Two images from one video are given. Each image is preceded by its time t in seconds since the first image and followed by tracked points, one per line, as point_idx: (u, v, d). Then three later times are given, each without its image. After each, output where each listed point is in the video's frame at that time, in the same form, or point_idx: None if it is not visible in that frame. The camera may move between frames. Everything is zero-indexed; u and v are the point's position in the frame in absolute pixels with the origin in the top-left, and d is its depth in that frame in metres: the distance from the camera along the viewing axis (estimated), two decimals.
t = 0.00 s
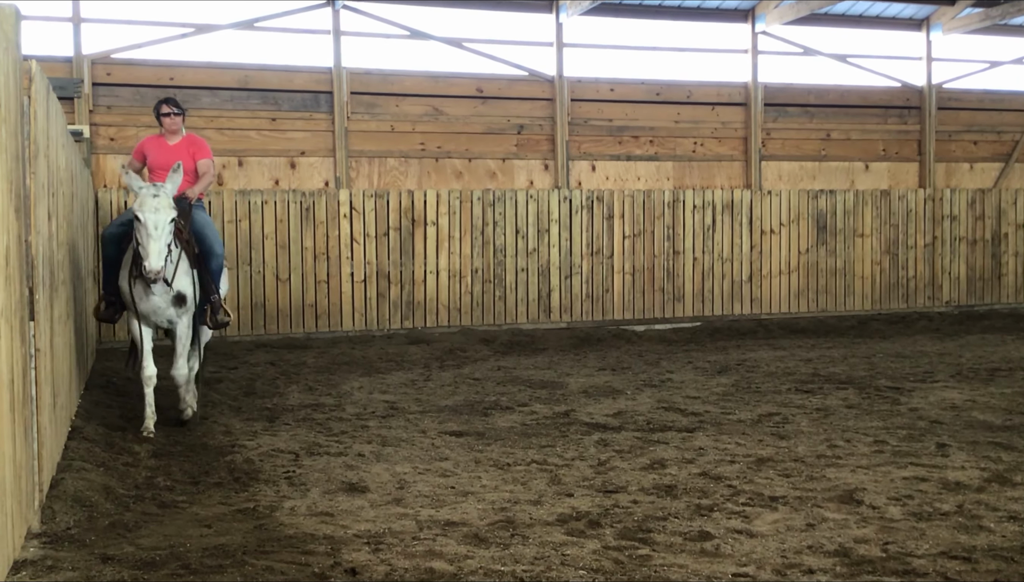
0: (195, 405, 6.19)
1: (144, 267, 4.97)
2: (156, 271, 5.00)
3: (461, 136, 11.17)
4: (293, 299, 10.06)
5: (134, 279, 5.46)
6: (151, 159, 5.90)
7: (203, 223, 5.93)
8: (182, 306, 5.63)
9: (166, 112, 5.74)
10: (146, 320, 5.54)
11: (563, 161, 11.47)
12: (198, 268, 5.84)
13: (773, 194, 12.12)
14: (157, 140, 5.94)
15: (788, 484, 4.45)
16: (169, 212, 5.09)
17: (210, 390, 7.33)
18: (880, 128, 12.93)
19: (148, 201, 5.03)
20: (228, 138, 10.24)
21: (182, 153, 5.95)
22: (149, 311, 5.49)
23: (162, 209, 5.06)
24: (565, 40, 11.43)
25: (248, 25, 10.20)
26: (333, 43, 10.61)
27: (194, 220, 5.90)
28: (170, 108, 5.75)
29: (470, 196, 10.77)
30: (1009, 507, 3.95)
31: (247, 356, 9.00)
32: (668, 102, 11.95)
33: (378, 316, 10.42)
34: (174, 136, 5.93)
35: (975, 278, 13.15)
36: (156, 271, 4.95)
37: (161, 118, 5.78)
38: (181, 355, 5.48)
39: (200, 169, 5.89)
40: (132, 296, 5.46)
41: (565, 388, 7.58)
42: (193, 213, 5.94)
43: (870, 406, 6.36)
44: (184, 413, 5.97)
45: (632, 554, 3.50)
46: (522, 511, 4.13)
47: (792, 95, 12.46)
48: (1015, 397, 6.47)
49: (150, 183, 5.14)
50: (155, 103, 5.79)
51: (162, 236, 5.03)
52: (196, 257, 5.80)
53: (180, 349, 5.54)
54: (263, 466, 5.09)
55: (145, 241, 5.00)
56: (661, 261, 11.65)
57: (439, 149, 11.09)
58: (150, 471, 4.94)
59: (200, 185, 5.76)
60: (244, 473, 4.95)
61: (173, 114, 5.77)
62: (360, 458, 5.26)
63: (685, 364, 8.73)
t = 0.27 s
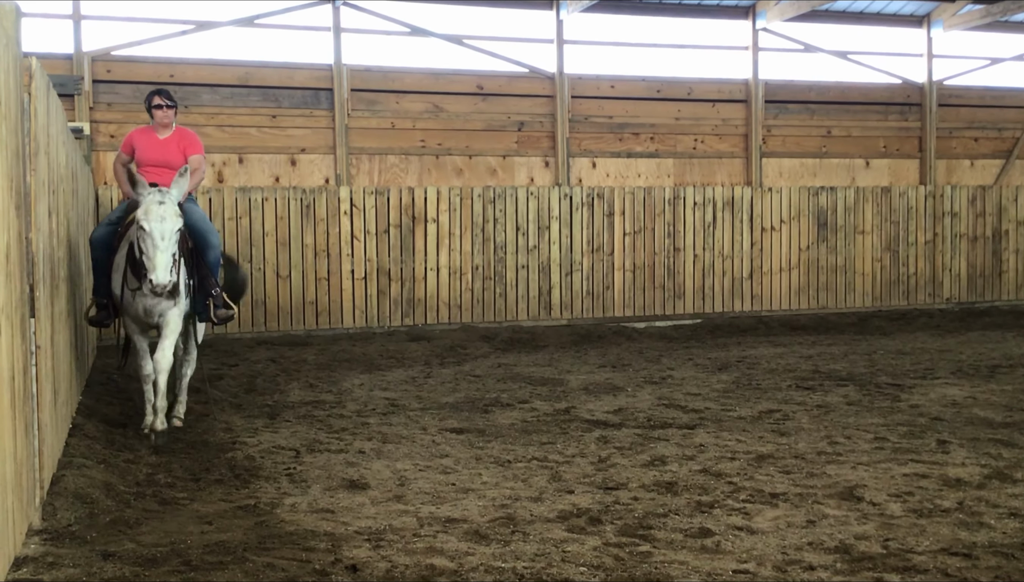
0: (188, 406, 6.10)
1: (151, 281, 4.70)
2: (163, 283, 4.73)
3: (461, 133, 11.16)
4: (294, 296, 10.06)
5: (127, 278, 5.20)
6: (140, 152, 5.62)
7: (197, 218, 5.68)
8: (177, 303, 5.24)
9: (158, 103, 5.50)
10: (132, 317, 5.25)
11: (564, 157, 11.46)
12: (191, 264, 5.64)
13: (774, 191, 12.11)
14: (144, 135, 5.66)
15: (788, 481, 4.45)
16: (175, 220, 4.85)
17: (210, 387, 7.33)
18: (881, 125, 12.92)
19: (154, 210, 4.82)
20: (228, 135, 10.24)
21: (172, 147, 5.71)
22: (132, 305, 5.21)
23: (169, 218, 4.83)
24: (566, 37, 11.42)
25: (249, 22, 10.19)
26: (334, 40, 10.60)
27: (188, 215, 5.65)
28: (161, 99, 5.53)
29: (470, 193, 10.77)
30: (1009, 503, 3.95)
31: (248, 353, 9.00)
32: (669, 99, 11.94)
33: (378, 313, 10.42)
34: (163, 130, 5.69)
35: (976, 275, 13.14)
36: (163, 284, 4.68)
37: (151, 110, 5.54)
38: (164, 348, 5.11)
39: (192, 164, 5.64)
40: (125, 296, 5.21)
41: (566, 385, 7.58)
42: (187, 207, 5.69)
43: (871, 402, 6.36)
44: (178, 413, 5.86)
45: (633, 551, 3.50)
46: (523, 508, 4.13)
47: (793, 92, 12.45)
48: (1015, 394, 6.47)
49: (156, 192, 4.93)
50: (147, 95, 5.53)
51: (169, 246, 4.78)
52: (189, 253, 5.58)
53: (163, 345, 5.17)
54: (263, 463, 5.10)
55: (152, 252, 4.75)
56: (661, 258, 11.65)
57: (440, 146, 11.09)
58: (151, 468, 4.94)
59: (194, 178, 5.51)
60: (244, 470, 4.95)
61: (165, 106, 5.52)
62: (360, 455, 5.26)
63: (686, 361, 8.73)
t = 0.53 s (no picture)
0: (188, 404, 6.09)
1: (161, 269, 4.49)
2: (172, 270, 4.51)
3: (461, 131, 11.15)
4: (294, 293, 10.06)
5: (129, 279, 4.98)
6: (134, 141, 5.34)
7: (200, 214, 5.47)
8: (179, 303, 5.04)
9: (152, 89, 5.26)
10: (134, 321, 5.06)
11: (564, 155, 11.46)
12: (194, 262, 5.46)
13: (774, 189, 12.10)
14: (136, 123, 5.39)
15: (789, 478, 4.45)
16: (181, 202, 4.61)
17: (211, 385, 7.34)
18: (882, 122, 12.91)
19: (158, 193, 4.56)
20: (228, 132, 10.23)
21: (167, 136, 5.41)
22: (135, 309, 5.01)
23: (175, 201, 4.58)
24: (566, 34, 11.41)
25: (248, 19, 10.19)
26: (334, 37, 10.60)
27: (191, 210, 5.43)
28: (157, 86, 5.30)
29: (471, 190, 10.77)
30: (1009, 501, 3.96)
31: (248, 351, 9.00)
32: (669, 97, 11.94)
33: (379, 310, 10.43)
34: (158, 118, 5.42)
35: (976, 272, 13.14)
36: (174, 271, 4.47)
37: (145, 96, 5.30)
38: (163, 365, 5.00)
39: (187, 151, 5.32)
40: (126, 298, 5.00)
41: (566, 382, 7.58)
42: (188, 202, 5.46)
43: (871, 400, 6.36)
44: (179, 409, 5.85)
45: (633, 549, 3.50)
46: (523, 505, 4.14)
47: (793, 89, 12.44)
48: (1016, 392, 6.47)
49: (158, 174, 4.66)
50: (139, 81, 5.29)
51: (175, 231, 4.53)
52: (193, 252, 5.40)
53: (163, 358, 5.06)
54: (264, 460, 5.10)
55: (158, 238, 4.51)
56: (662, 256, 11.64)
57: (440, 144, 11.08)
58: (151, 465, 4.94)
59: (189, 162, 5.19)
60: (245, 467, 4.96)
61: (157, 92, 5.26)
62: (361, 453, 5.27)
63: (686, 359, 8.73)
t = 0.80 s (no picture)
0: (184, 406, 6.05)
1: (156, 293, 4.35)
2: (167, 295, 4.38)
3: (461, 130, 11.15)
4: (294, 292, 10.06)
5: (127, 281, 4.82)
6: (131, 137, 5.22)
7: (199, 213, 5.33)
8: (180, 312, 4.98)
9: (143, 80, 5.10)
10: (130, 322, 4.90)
11: (564, 154, 11.45)
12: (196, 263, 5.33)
13: (774, 188, 12.11)
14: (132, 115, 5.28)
15: (788, 477, 4.45)
16: (184, 225, 4.46)
17: (210, 384, 7.33)
18: (881, 121, 12.91)
19: (160, 213, 4.41)
20: (228, 132, 10.22)
21: (163, 129, 5.26)
22: (134, 316, 4.86)
23: (177, 222, 4.43)
24: (566, 33, 11.40)
25: (248, 18, 10.18)
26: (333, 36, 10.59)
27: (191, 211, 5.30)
28: (149, 75, 5.12)
29: (470, 189, 10.76)
30: (1008, 499, 3.96)
31: (247, 350, 8.99)
32: (669, 96, 11.94)
33: (379, 309, 10.43)
34: (153, 109, 5.26)
35: (976, 271, 13.14)
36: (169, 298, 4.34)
37: (137, 87, 5.13)
38: (167, 367, 5.13)
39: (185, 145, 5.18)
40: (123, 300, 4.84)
41: (566, 381, 7.58)
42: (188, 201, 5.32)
43: (871, 399, 6.36)
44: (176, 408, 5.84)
45: (633, 547, 3.51)
46: (523, 504, 4.14)
47: (793, 89, 12.44)
48: (1015, 390, 6.47)
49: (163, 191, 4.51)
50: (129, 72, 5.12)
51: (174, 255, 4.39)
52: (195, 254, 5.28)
53: (165, 363, 5.13)
54: (264, 459, 5.10)
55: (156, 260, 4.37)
56: (661, 255, 11.64)
57: (439, 143, 11.08)
58: (151, 465, 4.94)
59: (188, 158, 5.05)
60: (244, 466, 4.96)
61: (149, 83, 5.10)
62: (360, 452, 5.27)
63: (686, 358, 8.73)
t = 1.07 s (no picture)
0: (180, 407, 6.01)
1: (144, 256, 4.15)
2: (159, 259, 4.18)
3: (460, 131, 11.15)
4: (292, 293, 10.06)
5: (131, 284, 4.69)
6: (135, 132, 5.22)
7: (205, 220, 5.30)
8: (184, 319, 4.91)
9: (141, 78, 5.05)
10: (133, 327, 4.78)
11: (562, 155, 11.45)
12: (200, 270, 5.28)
13: (773, 188, 12.11)
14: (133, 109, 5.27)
15: (787, 478, 4.45)
16: (177, 188, 4.31)
17: (209, 385, 7.33)
18: (880, 122, 12.92)
19: (153, 175, 4.28)
20: (226, 132, 10.22)
21: (167, 124, 5.25)
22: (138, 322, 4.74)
23: (170, 185, 4.29)
24: (564, 34, 11.40)
25: (246, 19, 10.17)
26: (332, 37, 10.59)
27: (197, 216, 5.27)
28: (146, 72, 5.04)
29: (469, 190, 10.76)
30: (1007, 500, 3.96)
31: (246, 351, 8.98)
32: (667, 96, 11.94)
33: (377, 310, 10.42)
34: (155, 104, 5.23)
35: (974, 272, 13.15)
36: (157, 259, 4.13)
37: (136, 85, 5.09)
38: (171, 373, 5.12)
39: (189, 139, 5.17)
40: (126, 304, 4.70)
41: (565, 382, 7.58)
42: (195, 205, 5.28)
43: (869, 400, 6.36)
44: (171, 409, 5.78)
45: (632, 548, 3.50)
46: (521, 505, 4.13)
47: (791, 89, 12.45)
48: (1013, 391, 6.47)
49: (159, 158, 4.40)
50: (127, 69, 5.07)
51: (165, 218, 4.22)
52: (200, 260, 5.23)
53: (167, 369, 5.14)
54: (262, 460, 5.10)
55: (147, 224, 4.21)
56: (660, 256, 11.64)
57: (438, 144, 11.08)
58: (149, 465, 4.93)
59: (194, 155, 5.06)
60: (243, 467, 4.95)
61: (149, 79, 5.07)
62: (359, 453, 5.27)
63: (685, 359, 8.73)
